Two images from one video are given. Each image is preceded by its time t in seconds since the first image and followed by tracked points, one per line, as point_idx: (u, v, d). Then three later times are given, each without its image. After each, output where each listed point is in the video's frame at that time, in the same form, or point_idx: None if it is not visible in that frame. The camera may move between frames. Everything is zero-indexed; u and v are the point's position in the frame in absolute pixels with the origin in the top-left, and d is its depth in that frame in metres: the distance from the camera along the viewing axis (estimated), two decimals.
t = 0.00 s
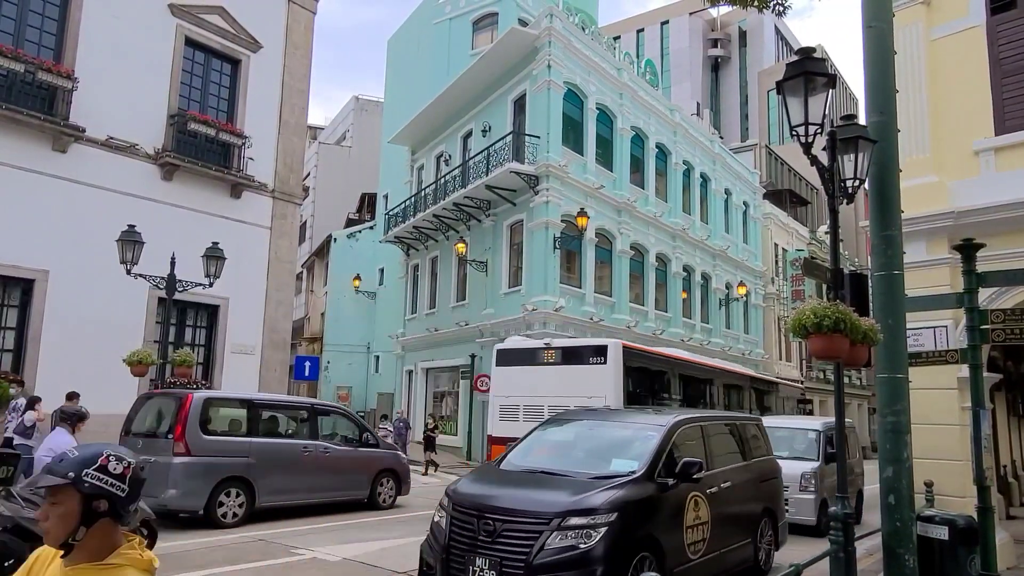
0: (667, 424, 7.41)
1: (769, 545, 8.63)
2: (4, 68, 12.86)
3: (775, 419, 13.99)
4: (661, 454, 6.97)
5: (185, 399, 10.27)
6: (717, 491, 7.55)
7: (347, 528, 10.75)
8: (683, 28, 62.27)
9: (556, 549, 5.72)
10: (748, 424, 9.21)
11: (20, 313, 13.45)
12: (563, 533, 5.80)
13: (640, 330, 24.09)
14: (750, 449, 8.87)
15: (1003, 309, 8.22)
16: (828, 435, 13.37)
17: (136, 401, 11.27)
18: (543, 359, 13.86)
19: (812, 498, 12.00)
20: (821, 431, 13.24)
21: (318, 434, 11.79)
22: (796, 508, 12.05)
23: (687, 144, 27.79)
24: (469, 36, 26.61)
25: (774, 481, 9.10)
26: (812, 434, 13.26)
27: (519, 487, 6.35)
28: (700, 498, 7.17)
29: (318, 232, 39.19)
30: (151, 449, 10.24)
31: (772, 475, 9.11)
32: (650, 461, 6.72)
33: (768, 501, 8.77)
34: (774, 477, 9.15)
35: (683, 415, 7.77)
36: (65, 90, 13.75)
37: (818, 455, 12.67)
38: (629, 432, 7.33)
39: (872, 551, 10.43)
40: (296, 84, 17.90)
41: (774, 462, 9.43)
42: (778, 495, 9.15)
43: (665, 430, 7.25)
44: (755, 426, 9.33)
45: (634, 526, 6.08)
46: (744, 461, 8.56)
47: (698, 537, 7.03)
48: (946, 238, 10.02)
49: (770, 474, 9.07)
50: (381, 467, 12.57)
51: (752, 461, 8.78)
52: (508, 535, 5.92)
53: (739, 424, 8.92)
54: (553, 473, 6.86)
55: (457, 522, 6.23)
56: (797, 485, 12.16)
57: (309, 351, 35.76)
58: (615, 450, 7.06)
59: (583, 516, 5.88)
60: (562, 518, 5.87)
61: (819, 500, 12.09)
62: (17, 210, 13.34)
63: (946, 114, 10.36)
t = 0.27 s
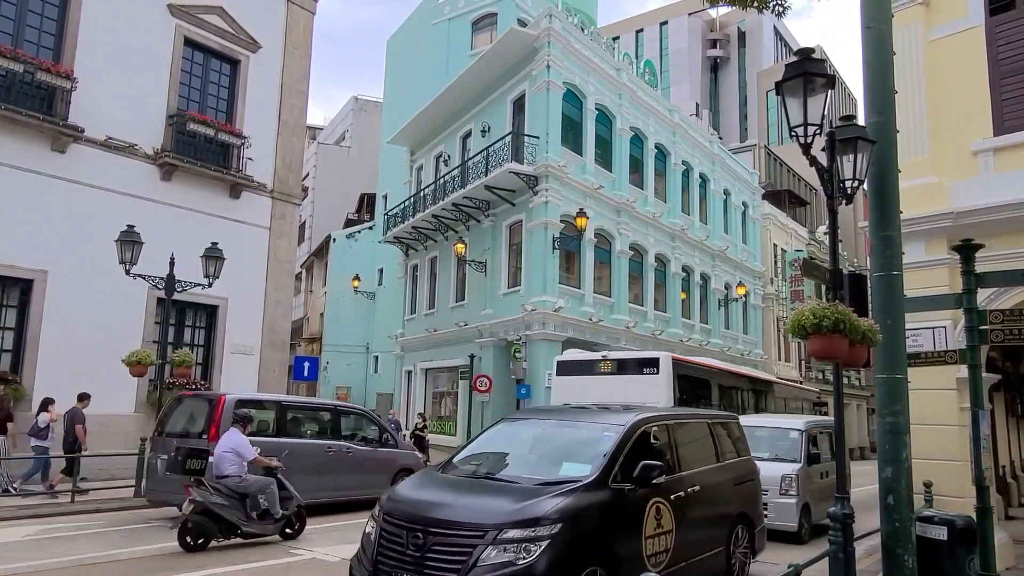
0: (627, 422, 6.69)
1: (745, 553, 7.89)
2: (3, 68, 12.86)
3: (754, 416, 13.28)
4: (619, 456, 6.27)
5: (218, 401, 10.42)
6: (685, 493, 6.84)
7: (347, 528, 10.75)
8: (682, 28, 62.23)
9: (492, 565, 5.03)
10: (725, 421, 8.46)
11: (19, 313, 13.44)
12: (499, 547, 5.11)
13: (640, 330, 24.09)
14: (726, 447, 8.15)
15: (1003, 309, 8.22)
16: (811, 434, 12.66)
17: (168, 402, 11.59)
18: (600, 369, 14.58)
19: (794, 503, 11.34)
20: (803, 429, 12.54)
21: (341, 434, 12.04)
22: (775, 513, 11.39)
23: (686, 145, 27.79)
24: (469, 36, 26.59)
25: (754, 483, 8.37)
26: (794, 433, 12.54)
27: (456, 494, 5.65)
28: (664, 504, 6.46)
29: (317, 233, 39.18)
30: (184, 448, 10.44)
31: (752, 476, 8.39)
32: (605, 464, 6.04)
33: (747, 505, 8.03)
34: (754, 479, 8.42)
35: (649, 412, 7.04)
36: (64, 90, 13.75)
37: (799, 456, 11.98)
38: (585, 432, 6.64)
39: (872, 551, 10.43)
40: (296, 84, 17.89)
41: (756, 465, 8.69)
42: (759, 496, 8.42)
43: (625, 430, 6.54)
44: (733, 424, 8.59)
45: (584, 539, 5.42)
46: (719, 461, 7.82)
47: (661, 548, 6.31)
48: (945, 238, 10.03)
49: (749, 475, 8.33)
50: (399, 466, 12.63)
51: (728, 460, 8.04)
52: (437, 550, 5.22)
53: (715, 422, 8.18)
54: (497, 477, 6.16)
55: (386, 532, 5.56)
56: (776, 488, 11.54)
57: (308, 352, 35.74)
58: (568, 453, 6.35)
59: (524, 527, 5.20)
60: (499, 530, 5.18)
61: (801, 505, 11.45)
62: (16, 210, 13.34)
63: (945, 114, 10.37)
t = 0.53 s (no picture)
0: (581, 421, 6.15)
1: (715, 565, 7.33)
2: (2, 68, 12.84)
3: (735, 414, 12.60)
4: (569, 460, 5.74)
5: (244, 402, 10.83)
6: (645, 500, 6.30)
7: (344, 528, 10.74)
8: (682, 29, 62.24)
9: None
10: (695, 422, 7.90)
11: (17, 313, 13.43)
12: (419, 563, 4.54)
13: (639, 330, 24.11)
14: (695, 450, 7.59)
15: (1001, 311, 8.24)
16: (794, 434, 11.97)
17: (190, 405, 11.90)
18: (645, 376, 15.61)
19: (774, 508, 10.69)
20: (785, 428, 11.86)
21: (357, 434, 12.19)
22: (755, 519, 10.75)
23: (685, 145, 27.80)
24: (467, 36, 26.58)
25: (727, 488, 7.80)
26: (775, 432, 11.86)
27: (380, 503, 5.10)
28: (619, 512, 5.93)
29: (315, 233, 39.16)
30: (208, 448, 10.76)
31: (725, 481, 7.82)
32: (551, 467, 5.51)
33: (719, 512, 7.48)
34: (727, 485, 7.85)
35: (605, 412, 6.48)
36: (63, 90, 13.73)
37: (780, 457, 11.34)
38: (532, 432, 6.09)
39: (870, 551, 10.44)
40: (294, 85, 17.89)
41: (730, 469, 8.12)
42: (732, 503, 7.86)
43: (575, 431, 5.99)
44: (704, 425, 8.03)
45: (518, 554, 4.86)
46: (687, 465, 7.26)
47: (614, 562, 5.79)
48: (943, 239, 10.05)
49: (722, 480, 7.77)
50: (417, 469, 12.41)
51: (698, 464, 7.48)
52: (350, 566, 4.66)
53: (682, 422, 7.61)
54: (432, 483, 5.60)
55: (300, 544, 5.02)
56: (757, 491, 10.87)
57: (306, 352, 35.71)
58: (511, 456, 5.81)
59: (448, 541, 4.64)
60: (419, 544, 4.62)
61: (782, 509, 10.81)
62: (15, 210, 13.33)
63: (943, 115, 10.38)
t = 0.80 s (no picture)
0: (525, 420, 5.62)
1: None
2: None
3: (716, 413, 12.03)
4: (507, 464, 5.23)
5: (262, 403, 10.89)
6: (594, 509, 5.81)
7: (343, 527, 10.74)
8: (680, 30, 62.31)
9: None
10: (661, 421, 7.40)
11: (15, 314, 13.42)
12: None
13: (637, 330, 24.11)
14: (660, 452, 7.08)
15: (1000, 311, 8.24)
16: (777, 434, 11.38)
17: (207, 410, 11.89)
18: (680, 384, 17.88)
19: (754, 511, 10.10)
20: (767, 428, 11.29)
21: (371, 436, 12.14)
22: (734, 524, 10.14)
23: (684, 145, 27.82)
24: (466, 37, 26.58)
25: (694, 492, 7.34)
26: (756, 433, 11.28)
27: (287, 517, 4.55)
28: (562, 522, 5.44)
29: (314, 233, 39.15)
30: (227, 449, 10.80)
31: (693, 486, 7.36)
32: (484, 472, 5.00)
33: (685, 519, 7.01)
34: (695, 489, 7.39)
35: (554, 410, 5.95)
36: (61, 91, 13.73)
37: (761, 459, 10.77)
38: (469, 431, 5.56)
39: (868, 552, 10.45)
40: (293, 85, 17.88)
41: (700, 473, 7.66)
42: (701, 508, 7.41)
43: (516, 431, 5.45)
44: (673, 425, 7.60)
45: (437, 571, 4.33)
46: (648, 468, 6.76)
47: None
48: (940, 240, 10.06)
49: (689, 485, 7.32)
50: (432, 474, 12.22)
51: (660, 467, 6.99)
52: None
53: (646, 420, 7.10)
54: (351, 492, 5.05)
55: (191, 562, 4.46)
56: (736, 494, 10.29)
57: (305, 352, 35.68)
58: (442, 457, 5.27)
59: (351, 559, 4.09)
60: (318, 562, 4.05)
61: (762, 513, 10.22)
62: (14, 211, 13.32)
63: (942, 116, 10.39)
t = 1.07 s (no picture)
0: (456, 419, 5.05)
1: None
2: None
3: (696, 415, 11.66)
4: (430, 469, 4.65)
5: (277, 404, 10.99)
6: (536, 518, 5.21)
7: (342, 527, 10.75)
8: (679, 30, 62.35)
9: None
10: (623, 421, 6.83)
11: (13, 314, 13.41)
12: None
13: (636, 331, 24.11)
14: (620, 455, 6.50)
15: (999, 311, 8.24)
16: (757, 436, 10.97)
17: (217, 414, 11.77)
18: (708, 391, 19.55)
19: (731, 517, 9.69)
20: (747, 429, 10.91)
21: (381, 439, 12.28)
22: (711, 530, 9.73)
23: (683, 146, 27.82)
24: (465, 37, 26.57)
25: (661, 498, 6.76)
26: (735, 434, 10.90)
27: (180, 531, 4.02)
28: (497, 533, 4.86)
29: (313, 233, 39.14)
30: (242, 449, 10.83)
31: (660, 492, 6.78)
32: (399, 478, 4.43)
33: (650, 528, 6.42)
34: (662, 496, 6.80)
35: (492, 409, 5.38)
36: (60, 91, 13.72)
37: (740, 461, 10.39)
38: (390, 433, 4.99)
39: (867, 552, 10.46)
40: (291, 85, 17.88)
41: (668, 477, 7.08)
42: (670, 517, 6.82)
43: (443, 430, 4.88)
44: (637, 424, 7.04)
45: None
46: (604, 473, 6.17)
47: None
48: (939, 240, 10.07)
49: (656, 490, 6.74)
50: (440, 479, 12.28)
51: (620, 471, 6.40)
52: None
53: (604, 420, 6.53)
54: (248, 502, 4.48)
55: None
56: (712, 499, 9.84)
57: (304, 353, 35.66)
58: (355, 460, 4.72)
59: None
60: None
61: (740, 518, 9.82)
62: (13, 211, 13.32)
63: (941, 116, 10.39)
